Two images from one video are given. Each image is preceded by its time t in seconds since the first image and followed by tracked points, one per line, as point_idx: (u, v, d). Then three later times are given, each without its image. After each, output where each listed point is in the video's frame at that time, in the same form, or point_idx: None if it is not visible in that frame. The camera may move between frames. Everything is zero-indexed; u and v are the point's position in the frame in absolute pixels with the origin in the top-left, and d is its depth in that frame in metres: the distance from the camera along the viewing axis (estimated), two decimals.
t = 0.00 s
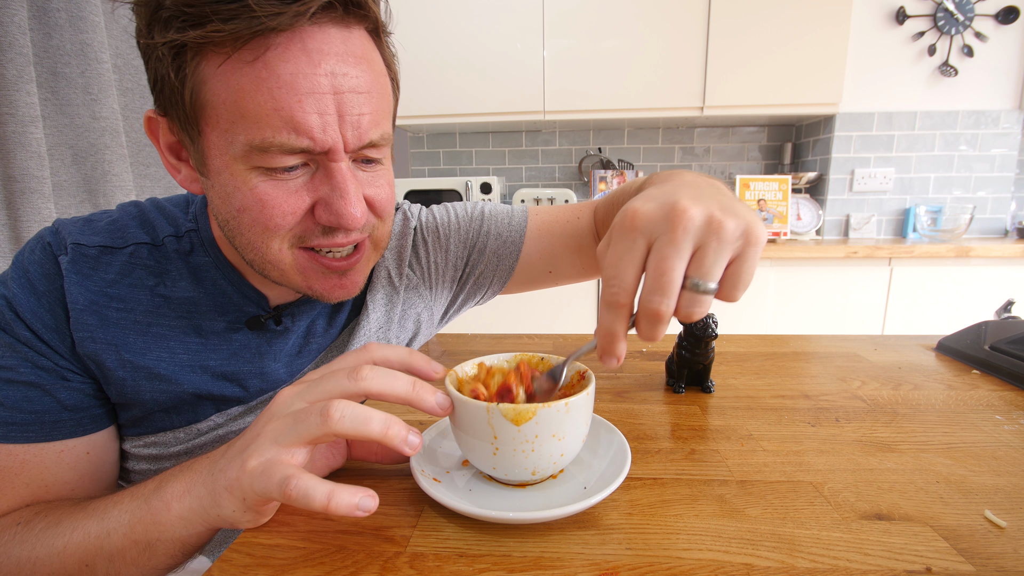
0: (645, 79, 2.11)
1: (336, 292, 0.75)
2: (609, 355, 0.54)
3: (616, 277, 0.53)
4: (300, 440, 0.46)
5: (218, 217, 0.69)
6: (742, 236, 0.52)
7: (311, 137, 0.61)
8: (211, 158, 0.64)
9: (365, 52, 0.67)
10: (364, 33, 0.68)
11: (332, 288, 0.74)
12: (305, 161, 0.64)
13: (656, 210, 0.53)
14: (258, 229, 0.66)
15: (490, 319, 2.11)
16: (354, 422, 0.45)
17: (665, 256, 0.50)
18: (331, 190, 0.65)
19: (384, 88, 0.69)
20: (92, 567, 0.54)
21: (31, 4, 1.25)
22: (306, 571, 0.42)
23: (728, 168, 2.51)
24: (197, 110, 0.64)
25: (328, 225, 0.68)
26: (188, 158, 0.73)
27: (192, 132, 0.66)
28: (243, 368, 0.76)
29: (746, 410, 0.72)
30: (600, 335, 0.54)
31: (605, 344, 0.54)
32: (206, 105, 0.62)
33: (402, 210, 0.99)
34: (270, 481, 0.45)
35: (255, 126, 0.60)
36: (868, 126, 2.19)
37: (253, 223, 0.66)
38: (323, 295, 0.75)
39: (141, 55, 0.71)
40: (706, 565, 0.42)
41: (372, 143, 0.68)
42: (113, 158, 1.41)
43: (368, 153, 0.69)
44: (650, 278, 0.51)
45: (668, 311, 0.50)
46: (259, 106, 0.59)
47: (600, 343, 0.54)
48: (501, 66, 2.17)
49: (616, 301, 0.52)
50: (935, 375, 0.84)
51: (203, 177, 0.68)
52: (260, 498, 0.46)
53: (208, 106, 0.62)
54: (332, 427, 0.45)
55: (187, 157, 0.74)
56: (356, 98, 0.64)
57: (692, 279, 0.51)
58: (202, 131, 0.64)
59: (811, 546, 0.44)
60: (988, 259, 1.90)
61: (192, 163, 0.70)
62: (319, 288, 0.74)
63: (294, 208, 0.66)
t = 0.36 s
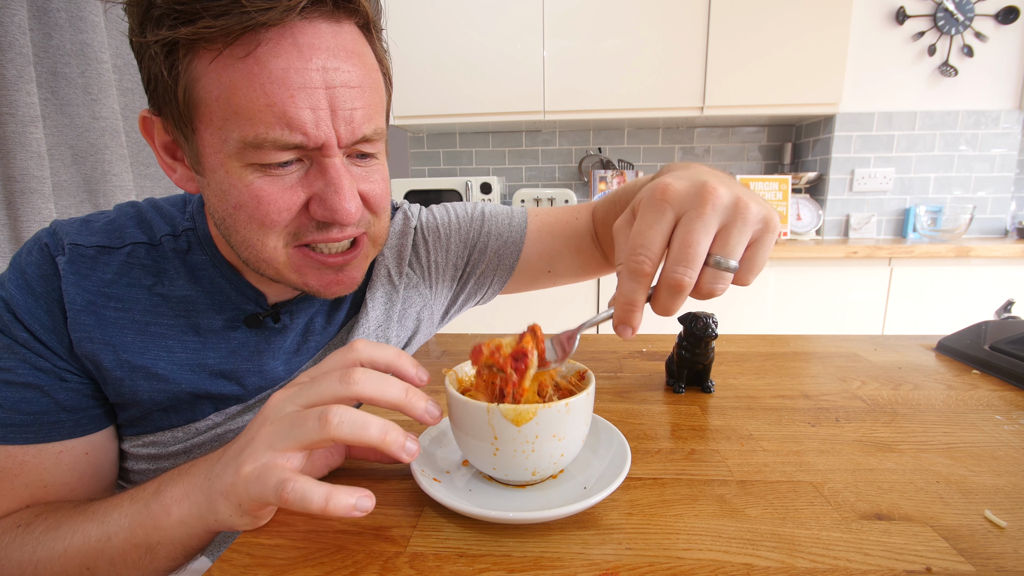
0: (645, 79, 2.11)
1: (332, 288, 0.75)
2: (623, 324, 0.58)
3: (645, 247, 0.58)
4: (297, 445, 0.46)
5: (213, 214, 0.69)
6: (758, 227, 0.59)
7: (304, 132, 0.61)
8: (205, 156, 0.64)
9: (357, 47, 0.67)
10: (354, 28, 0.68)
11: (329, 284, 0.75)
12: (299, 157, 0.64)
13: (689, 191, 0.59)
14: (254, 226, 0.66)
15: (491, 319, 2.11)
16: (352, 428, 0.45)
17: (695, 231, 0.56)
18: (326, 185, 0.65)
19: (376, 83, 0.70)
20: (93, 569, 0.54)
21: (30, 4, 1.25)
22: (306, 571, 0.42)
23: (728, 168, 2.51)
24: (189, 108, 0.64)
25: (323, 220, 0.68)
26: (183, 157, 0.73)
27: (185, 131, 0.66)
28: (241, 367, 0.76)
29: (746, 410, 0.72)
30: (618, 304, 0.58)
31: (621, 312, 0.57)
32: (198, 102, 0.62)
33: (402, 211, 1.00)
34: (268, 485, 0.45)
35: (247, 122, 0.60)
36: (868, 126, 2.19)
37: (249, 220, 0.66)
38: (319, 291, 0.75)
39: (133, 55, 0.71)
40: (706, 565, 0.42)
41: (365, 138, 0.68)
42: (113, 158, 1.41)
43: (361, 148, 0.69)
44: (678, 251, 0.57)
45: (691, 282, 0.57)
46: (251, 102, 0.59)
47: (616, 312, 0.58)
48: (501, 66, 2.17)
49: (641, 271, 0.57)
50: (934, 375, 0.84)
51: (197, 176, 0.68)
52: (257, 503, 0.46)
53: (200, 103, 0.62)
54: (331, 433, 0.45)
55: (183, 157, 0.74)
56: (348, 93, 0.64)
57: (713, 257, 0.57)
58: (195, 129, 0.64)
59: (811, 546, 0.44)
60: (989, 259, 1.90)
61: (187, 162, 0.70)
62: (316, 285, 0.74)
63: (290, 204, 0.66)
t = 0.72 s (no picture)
0: (645, 79, 2.11)
1: (322, 287, 0.75)
2: (635, 292, 0.60)
3: (658, 217, 0.62)
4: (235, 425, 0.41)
5: (210, 208, 0.69)
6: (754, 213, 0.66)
7: (298, 130, 0.61)
8: (202, 149, 0.65)
9: (359, 49, 0.67)
10: (357, 30, 0.68)
11: (319, 283, 0.74)
12: (294, 154, 0.64)
13: (696, 170, 0.66)
14: (247, 221, 0.66)
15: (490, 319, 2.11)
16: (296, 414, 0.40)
17: (703, 205, 0.62)
18: (318, 183, 0.65)
19: (377, 85, 0.70)
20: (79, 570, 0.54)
21: (30, 4, 1.25)
22: (306, 571, 0.42)
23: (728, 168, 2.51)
24: (189, 102, 0.64)
25: (314, 220, 0.67)
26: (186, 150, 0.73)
27: (185, 124, 0.66)
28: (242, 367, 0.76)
29: (745, 410, 0.72)
30: (632, 271, 0.61)
31: (634, 279, 0.61)
32: (197, 96, 0.63)
33: (406, 213, 1.00)
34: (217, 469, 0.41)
35: (242, 117, 0.60)
36: (868, 126, 2.19)
37: (242, 215, 0.66)
38: (309, 292, 0.75)
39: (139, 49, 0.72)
40: (706, 565, 0.42)
41: (362, 139, 0.68)
42: (113, 158, 1.41)
43: (358, 149, 0.69)
44: (688, 220, 0.61)
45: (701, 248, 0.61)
46: (247, 97, 0.60)
47: (629, 278, 0.61)
48: (501, 66, 2.17)
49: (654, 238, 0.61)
50: (934, 375, 0.84)
51: (196, 170, 0.69)
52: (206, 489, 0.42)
53: (199, 97, 0.62)
54: (274, 420, 0.40)
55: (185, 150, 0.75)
56: (345, 93, 0.64)
57: (720, 230, 0.62)
58: (194, 122, 0.64)
59: (811, 546, 0.44)
60: (989, 259, 1.90)
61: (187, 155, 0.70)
62: (307, 284, 0.73)
63: (282, 202, 0.65)
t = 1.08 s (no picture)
0: (645, 79, 2.11)
1: (319, 289, 0.74)
2: (643, 260, 0.61)
3: (663, 186, 0.64)
4: (111, 363, 0.40)
5: (214, 205, 0.69)
6: (756, 183, 0.67)
7: (302, 131, 0.61)
8: (208, 147, 0.65)
9: (368, 54, 0.67)
10: (367, 37, 0.69)
11: (318, 285, 0.74)
12: (297, 155, 0.64)
13: (697, 143, 0.67)
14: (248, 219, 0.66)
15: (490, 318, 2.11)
16: (169, 360, 0.40)
17: (705, 174, 0.63)
18: (319, 185, 0.65)
19: (384, 90, 0.70)
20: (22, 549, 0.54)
21: (31, 4, 1.25)
22: (306, 571, 0.42)
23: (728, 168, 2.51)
24: (197, 100, 0.64)
25: (315, 221, 0.67)
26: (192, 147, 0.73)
27: (192, 121, 0.67)
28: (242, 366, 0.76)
29: (746, 410, 0.72)
30: (639, 240, 0.62)
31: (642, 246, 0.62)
32: (205, 95, 0.63)
33: (409, 214, 1.01)
34: (91, 409, 0.40)
35: (248, 116, 0.60)
36: (868, 126, 2.19)
37: (244, 213, 0.66)
38: (308, 290, 0.74)
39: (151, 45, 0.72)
40: (706, 565, 0.42)
41: (366, 143, 0.68)
42: (113, 158, 1.41)
43: (362, 152, 0.69)
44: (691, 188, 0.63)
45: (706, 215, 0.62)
46: (253, 96, 0.60)
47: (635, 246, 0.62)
48: (501, 66, 2.17)
49: (660, 206, 0.63)
50: (934, 375, 0.84)
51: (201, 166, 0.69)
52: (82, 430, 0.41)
53: (207, 96, 0.63)
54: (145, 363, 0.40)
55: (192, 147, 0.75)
56: (352, 97, 0.64)
57: (724, 198, 0.64)
58: (200, 120, 0.65)
59: (811, 546, 0.44)
60: (989, 259, 1.90)
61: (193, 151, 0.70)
62: (305, 285, 0.73)
63: (283, 203, 0.65)
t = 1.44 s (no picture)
0: (645, 79, 2.11)
1: (317, 295, 0.74)
2: (638, 230, 0.60)
3: (655, 155, 0.63)
4: (107, 357, 0.42)
5: (211, 205, 0.69)
6: (748, 152, 0.67)
7: (299, 131, 0.61)
8: (206, 147, 0.65)
9: (366, 55, 0.67)
10: (366, 37, 0.69)
11: (315, 288, 0.73)
12: (295, 155, 0.64)
13: (686, 115, 0.67)
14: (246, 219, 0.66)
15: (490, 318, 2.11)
16: (163, 366, 0.41)
17: (696, 143, 0.63)
18: (317, 185, 0.65)
19: (382, 91, 0.70)
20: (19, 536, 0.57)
21: (31, 4, 1.25)
22: (306, 571, 0.42)
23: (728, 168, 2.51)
24: (196, 100, 0.64)
25: (313, 221, 0.67)
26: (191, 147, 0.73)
27: (190, 121, 0.67)
28: (241, 365, 0.76)
29: (746, 410, 0.72)
30: (633, 210, 0.61)
31: (636, 216, 0.61)
32: (203, 95, 0.63)
33: (408, 212, 1.01)
34: (88, 399, 0.43)
35: (246, 116, 0.60)
36: (868, 126, 2.19)
37: (241, 212, 0.66)
38: (303, 297, 0.74)
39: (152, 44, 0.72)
40: (706, 565, 0.42)
41: (364, 143, 0.68)
42: (113, 158, 1.41)
43: (360, 151, 0.69)
44: (682, 156, 0.63)
45: (698, 182, 0.62)
46: (251, 96, 0.60)
47: (630, 216, 0.61)
48: (501, 66, 2.17)
49: (652, 175, 0.62)
50: (934, 375, 0.84)
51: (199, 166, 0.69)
52: (78, 417, 0.44)
53: (205, 95, 0.63)
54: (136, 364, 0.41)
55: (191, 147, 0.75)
56: (350, 97, 0.64)
57: (716, 166, 0.63)
58: (198, 120, 0.65)
59: (811, 546, 0.44)
60: (989, 259, 1.90)
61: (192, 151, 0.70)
62: (301, 288, 0.72)
63: (281, 203, 0.65)
